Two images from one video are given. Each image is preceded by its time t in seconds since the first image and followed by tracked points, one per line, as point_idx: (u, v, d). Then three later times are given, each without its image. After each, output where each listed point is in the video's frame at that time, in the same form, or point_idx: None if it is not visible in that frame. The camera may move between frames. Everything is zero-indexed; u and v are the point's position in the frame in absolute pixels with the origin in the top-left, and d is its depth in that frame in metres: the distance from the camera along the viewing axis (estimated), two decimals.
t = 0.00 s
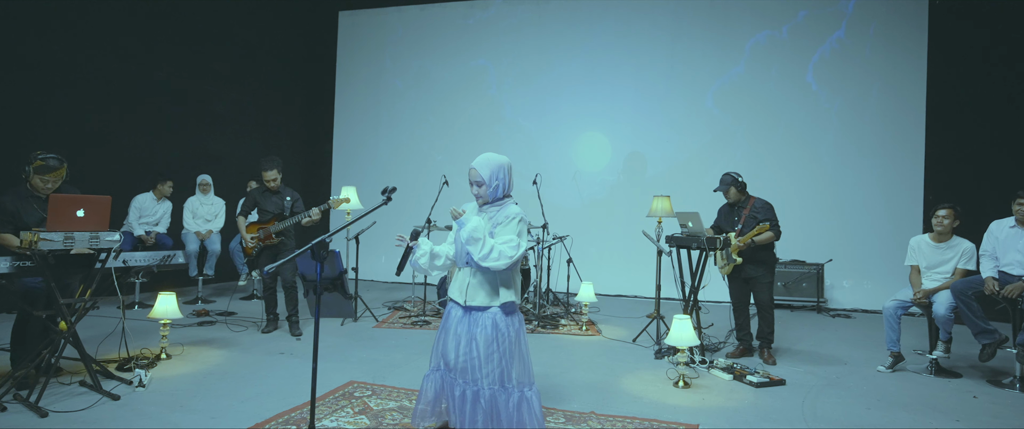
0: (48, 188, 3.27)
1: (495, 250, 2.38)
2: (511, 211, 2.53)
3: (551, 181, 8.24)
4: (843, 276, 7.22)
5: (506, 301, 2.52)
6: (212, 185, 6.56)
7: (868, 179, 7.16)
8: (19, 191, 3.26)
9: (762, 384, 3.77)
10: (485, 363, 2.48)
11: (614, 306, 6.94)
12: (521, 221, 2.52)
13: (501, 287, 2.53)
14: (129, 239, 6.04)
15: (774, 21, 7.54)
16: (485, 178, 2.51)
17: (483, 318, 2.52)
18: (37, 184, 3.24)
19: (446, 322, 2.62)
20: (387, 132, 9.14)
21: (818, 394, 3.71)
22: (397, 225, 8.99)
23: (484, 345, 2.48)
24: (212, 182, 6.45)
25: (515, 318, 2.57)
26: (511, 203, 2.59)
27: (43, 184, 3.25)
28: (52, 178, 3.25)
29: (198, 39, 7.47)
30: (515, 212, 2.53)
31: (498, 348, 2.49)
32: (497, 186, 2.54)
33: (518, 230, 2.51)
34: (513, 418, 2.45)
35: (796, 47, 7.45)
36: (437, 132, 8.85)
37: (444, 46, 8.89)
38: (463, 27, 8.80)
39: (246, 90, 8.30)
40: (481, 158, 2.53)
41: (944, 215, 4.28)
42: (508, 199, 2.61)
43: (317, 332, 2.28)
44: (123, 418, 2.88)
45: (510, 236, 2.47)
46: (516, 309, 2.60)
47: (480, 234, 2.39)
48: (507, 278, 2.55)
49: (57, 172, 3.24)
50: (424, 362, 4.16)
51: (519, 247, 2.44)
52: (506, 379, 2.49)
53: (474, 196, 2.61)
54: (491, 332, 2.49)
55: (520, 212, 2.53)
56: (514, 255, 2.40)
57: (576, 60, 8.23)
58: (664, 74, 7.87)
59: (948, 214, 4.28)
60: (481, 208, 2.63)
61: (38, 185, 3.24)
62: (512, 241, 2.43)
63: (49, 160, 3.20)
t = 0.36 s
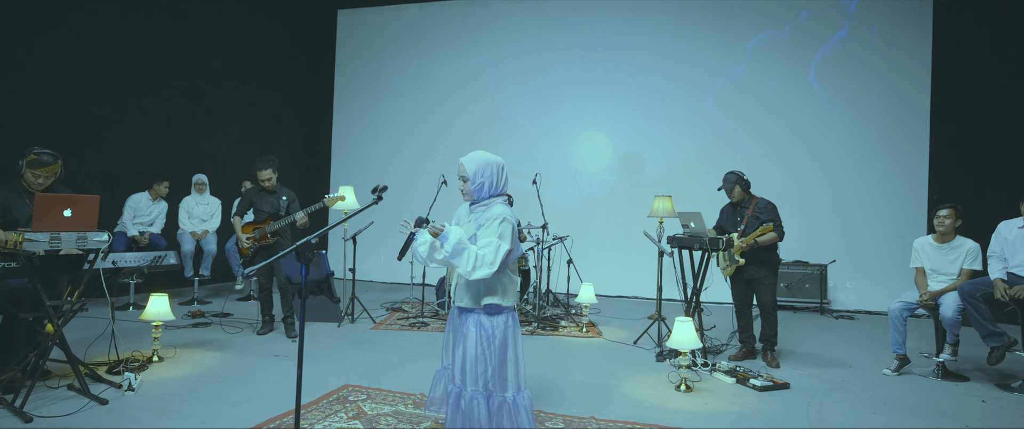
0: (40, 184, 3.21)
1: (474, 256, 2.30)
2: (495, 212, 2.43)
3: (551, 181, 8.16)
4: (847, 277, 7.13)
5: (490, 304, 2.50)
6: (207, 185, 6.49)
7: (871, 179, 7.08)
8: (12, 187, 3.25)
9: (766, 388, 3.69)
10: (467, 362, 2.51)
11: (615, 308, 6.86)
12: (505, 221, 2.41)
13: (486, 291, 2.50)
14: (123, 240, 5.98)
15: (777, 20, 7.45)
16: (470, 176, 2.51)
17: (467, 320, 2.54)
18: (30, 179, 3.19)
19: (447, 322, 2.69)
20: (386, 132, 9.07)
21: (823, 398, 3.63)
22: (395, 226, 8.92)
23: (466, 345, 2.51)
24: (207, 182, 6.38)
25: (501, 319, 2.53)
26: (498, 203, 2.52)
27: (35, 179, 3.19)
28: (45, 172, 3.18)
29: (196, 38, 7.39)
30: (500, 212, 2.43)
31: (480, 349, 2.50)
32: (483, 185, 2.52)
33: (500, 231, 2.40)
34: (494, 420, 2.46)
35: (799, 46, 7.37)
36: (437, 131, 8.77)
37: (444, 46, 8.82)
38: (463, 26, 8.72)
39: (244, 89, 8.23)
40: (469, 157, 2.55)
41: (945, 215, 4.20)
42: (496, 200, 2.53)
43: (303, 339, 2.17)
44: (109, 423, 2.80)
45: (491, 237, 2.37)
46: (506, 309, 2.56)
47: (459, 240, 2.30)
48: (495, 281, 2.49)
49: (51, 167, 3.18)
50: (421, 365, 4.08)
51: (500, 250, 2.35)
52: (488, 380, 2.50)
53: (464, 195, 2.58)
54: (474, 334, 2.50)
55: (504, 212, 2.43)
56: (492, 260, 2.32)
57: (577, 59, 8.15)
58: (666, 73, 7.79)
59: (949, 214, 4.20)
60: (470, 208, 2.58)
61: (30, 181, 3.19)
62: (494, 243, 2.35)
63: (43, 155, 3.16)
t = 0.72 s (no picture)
0: (34, 176, 3.22)
1: (452, 254, 2.31)
2: (480, 212, 2.43)
3: (551, 182, 8.08)
4: (850, 279, 7.05)
5: (472, 302, 2.47)
6: (202, 184, 6.40)
7: (874, 179, 6.99)
8: (5, 184, 3.19)
9: (772, 392, 3.60)
10: (453, 360, 2.53)
11: (616, 309, 6.77)
12: (489, 221, 2.41)
13: (468, 288, 2.48)
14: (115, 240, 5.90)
15: (781, 18, 7.36)
16: (461, 174, 2.54)
17: (456, 318, 2.56)
18: (24, 172, 3.19)
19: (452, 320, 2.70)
20: (385, 131, 8.99)
21: (829, 403, 3.54)
22: (394, 226, 8.84)
23: (452, 343, 2.54)
24: (202, 181, 6.30)
25: (486, 317, 2.49)
26: (486, 203, 2.51)
27: (28, 173, 3.19)
28: (38, 162, 3.23)
29: (194, 37, 7.30)
30: (485, 213, 2.43)
31: (464, 347, 2.49)
32: (472, 183, 2.54)
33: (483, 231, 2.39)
34: (477, 422, 2.40)
35: (802, 45, 7.28)
36: (436, 131, 8.69)
37: (444, 44, 8.73)
38: (463, 25, 8.64)
39: (242, 88, 8.14)
40: (462, 155, 2.58)
41: (951, 215, 4.12)
42: (485, 200, 2.53)
43: (287, 346, 2.09)
44: None
45: (473, 236, 2.37)
46: (494, 308, 2.51)
47: (437, 238, 2.31)
48: (478, 278, 2.47)
49: (42, 155, 3.24)
50: (418, 369, 3.99)
51: (481, 250, 2.34)
52: (471, 380, 2.47)
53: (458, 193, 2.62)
54: (458, 331, 2.52)
55: (489, 212, 2.43)
56: (470, 258, 2.32)
57: (578, 58, 8.06)
58: (668, 72, 7.70)
59: (955, 214, 4.12)
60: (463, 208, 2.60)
61: (25, 174, 3.19)
62: (473, 241, 2.34)
63: (30, 146, 3.21)
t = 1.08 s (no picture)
0: (30, 169, 3.20)
1: (445, 259, 2.32)
2: (474, 217, 2.37)
3: (550, 183, 8.00)
4: (853, 280, 6.97)
5: (467, 306, 2.40)
6: (198, 185, 6.32)
7: (877, 180, 6.92)
8: None
9: (775, 398, 3.53)
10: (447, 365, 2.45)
11: (616, 312, 6.70)
12: (482, 225, 2.34)
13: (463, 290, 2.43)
14: (108, 242, 5.81)
15: (783, 18, 7.29)
16: (456, 179, 2.47)
17: (453, 322, 2.48)
18: (17, 166, 3.17)
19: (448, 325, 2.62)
20: (383, 132, 8.91)
21: (835, 410, 3.46)
22: (392, 228, 8.76)
23: (448, 348, 2.47)
24: (198, 182, 6.22)
25: (483, 322, 2.41)
26: (481, 207, 2.44)
27: (24, 166, 3.17)
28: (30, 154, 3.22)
29: (190, 36, 7.23)
30: (478, 217, 2.37)
31: (459, 352, 2.42)
32: (467, 186, 2.47)
33: (476, 236, 2.32)
34: None
35: (804, 44, 7.20)
36: (435, 131, 8.61)
37: (443, 43, 8.65)
38: (462, 24, 8.56)
39: (239, 87, 8.07)
40: (457, 159, 2.50)
41: (963, 218, 4.04)
42: (481, 204, 2.47)
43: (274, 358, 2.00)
44: None
45: (466, 242, 2.32)
46: (491, 313, 2.44)
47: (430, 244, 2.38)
48: (473, 283, 2.41)
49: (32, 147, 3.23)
50: (415, 374, 3.91)
51: (474, 256, 2.29)
52: (464, 387, 2.38)
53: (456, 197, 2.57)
54: (454, 336, 2.45)
55: (482, 216, 2.36)
56: (463, 264, 2.28)
57: (577, 58, 7.99)
58: (669, 72, 7.63)
59: (967, 216, 4.04)
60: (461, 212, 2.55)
61: (19, 168, 3.16)
62: (468, 247, 2.29)
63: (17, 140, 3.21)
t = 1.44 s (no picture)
0: (23, 173, 3.14)
1: (442, 260, 2.26)
2: (472, 219, 2.31)
3: (548, 184, 7.95)
4: (854, 282, 6.92)
5: (465, 310, 2.34)
6: (193, 186, 6.26)
7: (877, 181, 6.87)
8: None
9: (777, 403, 3.47)
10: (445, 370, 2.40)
11: (616, 314, 6.64)
12: (481, 227, 2.28)
13: (461, 293, 2.37)
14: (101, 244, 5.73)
15: (783, 18, 7.24)
16: (453, 180, 2.41)
17: (450, 326, 2.42)
18: (11, 170, 3.11)
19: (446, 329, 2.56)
20: (381, 132, 8.85)
21: (838, 415, 3.40)
22: (390, 229, 8.70)
23: (446, 352, 2.41)
24: (193, 183, 6.16)
25: (481, 328, 2.35)
26: (479, 209, 2.38)
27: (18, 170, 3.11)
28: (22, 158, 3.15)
29: (187, 35, 7.17)
30: (477, 219, 2.31)
31: (456, 357, 2.36)
32: (465, 188, 2.41)
33: (474, 238, 2.26)
34: None
35: (804, 44, 7.15)
36: (433, 131, 8.55)
37: (441, 43, 8.60)
38: (461, 24, 8.51)
39: (236, 87, 8.00)
40: (454, 160, 2.45)
41: (972, 220, 3.98)
42: (479, 206, 2.41)
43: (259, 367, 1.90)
44: None
45: (464, 244, 2.26)
46: (489, 317, 2.37)
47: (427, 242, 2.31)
48: (471, 287, 2.35)
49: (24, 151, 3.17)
50: (411, 378, 3.85)
51: (472, 258, 2.23)
52: (460, 394, 2.33)
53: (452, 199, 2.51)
54: (452, 340, 2.39)
55: (481, 218, 2.31)
56: (461, 267, 2.22)
57: (576, 57, 7.94)
58: (668, 72, 7.57)
59: (976, 218, 3.98)
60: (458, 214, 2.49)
61: (13, 173, 3.11)
62: (466, 249, 2.24)
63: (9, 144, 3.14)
